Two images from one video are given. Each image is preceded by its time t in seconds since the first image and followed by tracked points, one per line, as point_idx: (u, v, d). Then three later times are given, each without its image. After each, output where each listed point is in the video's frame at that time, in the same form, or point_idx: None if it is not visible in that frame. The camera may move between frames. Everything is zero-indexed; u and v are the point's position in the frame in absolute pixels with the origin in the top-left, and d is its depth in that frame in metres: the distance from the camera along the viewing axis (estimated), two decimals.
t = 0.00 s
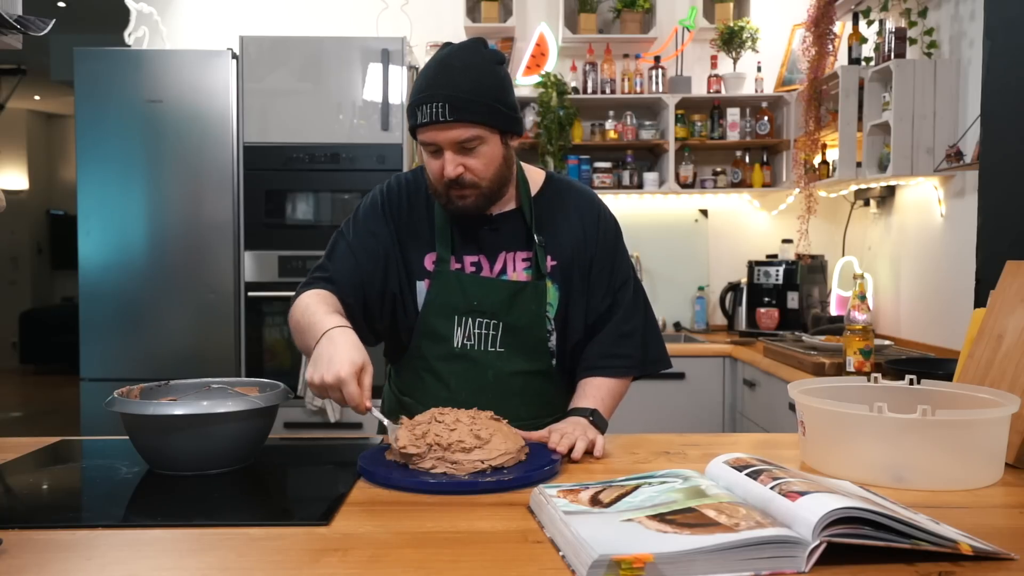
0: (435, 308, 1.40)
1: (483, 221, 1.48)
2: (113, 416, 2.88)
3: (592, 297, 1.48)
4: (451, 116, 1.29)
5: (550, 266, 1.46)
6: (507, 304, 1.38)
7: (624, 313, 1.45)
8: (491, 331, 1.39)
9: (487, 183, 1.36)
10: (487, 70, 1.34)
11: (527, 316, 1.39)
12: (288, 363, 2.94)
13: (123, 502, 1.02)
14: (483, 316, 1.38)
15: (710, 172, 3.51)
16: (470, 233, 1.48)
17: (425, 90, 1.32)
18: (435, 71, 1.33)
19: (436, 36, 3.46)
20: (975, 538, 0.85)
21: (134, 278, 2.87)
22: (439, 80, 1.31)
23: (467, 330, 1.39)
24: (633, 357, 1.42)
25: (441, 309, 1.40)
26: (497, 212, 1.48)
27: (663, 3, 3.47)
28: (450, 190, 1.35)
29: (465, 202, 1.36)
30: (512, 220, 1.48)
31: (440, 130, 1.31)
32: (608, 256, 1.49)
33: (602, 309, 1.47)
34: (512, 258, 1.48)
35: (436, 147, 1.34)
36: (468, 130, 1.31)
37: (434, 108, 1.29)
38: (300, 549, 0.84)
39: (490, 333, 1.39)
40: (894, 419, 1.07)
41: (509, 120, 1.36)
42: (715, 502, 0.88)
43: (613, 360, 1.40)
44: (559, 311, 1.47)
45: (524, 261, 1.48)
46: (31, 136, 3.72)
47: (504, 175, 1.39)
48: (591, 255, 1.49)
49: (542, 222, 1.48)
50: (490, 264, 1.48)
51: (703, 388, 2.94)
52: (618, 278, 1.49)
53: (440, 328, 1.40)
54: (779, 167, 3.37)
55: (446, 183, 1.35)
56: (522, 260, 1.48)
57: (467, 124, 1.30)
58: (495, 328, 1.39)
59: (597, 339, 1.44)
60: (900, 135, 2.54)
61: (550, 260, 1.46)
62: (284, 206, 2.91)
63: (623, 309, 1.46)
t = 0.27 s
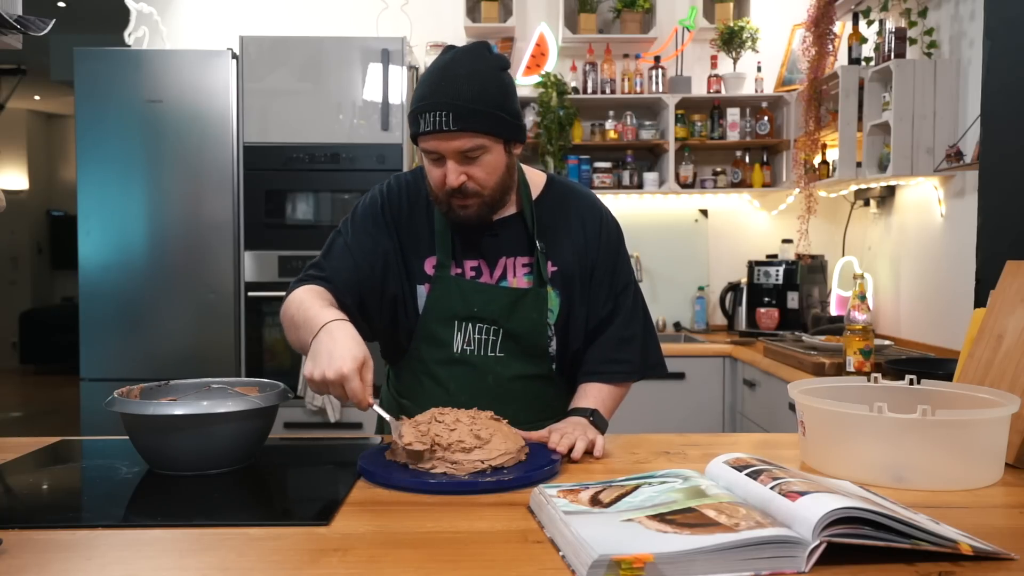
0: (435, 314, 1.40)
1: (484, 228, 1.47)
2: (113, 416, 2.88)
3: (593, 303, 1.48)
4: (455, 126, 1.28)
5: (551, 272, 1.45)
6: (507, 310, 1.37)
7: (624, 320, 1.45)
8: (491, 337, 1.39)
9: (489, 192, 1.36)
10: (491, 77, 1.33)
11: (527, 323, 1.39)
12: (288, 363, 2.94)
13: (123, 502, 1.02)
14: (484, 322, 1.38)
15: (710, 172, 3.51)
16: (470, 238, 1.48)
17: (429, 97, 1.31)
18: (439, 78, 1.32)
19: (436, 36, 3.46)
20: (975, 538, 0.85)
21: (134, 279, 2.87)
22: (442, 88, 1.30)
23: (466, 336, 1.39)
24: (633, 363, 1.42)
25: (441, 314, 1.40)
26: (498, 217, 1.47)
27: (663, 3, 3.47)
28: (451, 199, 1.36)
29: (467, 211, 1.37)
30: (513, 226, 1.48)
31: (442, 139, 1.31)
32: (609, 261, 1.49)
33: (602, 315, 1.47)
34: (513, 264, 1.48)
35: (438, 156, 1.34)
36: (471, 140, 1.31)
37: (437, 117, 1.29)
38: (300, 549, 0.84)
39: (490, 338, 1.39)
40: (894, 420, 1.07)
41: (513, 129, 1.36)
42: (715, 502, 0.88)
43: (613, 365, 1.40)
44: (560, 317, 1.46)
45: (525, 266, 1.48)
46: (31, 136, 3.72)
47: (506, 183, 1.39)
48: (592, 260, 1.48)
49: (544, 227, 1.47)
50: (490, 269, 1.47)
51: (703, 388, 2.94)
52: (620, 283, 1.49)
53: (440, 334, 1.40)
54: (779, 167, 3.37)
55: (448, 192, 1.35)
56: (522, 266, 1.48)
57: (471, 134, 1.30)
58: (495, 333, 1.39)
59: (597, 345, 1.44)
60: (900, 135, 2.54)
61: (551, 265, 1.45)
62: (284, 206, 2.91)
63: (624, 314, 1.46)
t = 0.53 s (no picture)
0: (436, 316, 1.40)
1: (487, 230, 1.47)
2: (113, 416, 2.88)
3: (594, 305, 1.48)
4: (458, 132, 1.28)
5: (552, 274, 1.45)
6: (507, 313, 1.38)
7: (624, 322, 1.45)
8: (491, 338, 1.39)
9: (492, 197, 1.36)
10: (494, 82, 1.33)
11: (528, 326, 1.39)
12: (288, 363, 2.94)
13: (124, 502, 1.02)
14: (484, 324, 1.39)
15: (710, 172, 3.51)
16: (471, 239, 1.48)
17: (432, 102, 1.31)
18: (442, 82, 1.32)
19: (436, 36, 3.46)
20: (975, 538, 0.85)
21: (134, 278, 2.87)
22: (446, 93, 1.30)
23: (467, 337, 1.39)
24: (633, 365, 1.42)
25: (441, 316, 1.40)
26: (500, 219, 1.47)
27: (663, 3, 3.47)
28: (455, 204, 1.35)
29: (470, 215, 1.37)
30: (514, 228, 1.48)
31: (446, 144, 1.31)
32: (610, 264, 1.48)
33: (603, 317, 1.47)
34: (513, 265, 1.47)
35: (441, 161, 1.33)
36: (474, 146, 1.30)
37: (441, 122, 1.28)
38: (300, 549, 0.84)
39: (490, 340, 1.39)
40: (894, 419, 1.07)
41: (516, 133, 1.36)
42: (715, 502, 0.88)
43: (613, 368, 1.40)
44: (560, 319, 1.46)
45: (526, 268, 1.48)
46: (31, 136, 3.72)
47: (508, 188, 1.39)
48: (593, 263, 1.48)
49: (545, 229, 1.47)
50: (491, 271, 1.47)
51: (703, 388, 2.95)
52: (620, 286, 1.48)
53: (440, 335, 1.40)
54: (779, 167, 3.37)
55: (452, 197, 1.34)
56: (523, 267, 1.48)
57: (475, 140, 1.30)
58: (495, 335, 1.39)
59: (597, 347, 1.44)
60: (900, 135, 2.54)
61: (551, 268, 1.45)
62: (284, 206, 2.91)
63: (624, 317, 1.46)
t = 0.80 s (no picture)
0: (436, 315, 1.40)
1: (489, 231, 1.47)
2: (113, 416, 2.88)
3: (595, 305, 1.48)
4: (462, 132, 1.28)
5: (553, 275, 1.45)
6: (508, 313, 1.38)
7: (625, 323, 1.45)
8: (492, 339, 1.39)
9: (496, 196, 1.36)
10: (498, 83, 1.33)
11: (528, 327, 1.39)
12: (288, 363, 2.94)
13: (124, 502, 1.02)
14: (485, 324, 1.39)
15: (710, 172, 3.51)
16: (472, 239, 1.48)
17: (436, 102, 1.31)
18: (446, 82, 1.31)
19: (436, 36, 3.46)
20: (975, 538, 0.85)
21: (134, 278, 2.87)
22: (450, 93, 1.30)
23: (468, 337, 1.39)
24: (633, 367, 1.42)
25: (442, 316, 1.40)
26: (503, 219, 1.47)
27: (663, 3, 3.48)
28: (459, 203, 1.35)
29: (473, 215, 1.37)
30: (516, 228, 1.47)
31: (450, 144, 1.31)
32: (612, 265, 1.48)
33: (604, 319, 1.47)
34: (515, 266, 1.47)
35: (445, 160, 1.33)
36: (478, 146, 1.30)
37: (445, 122, 1.28)
38: (300, 549, 0.84)
39: (491, 341, 1.39)
40: (895, 419, 1.07)
41: (520, 133, 1.35)
42: (715, 502, 0.88)
43: (613, 369, 1.41)
44: (560, 320, 1.46)
45: (527, 269, 1.48)
46: (31, 136, 3.73)
47: (512, 188, 1.39)
48: (595, 264, 1.48)
49: (547, 230, 1.47)
50: (492, 271, 1.47)
51: (703, 388, 2.95)
52: (622, 287, 1.48)
53: (441, 335, 1.40)
54: (779, 167, 3.37)
55: (455, 197, 1.34)
56: (525, 268, 1.48)
57: (478, 140, 1.30)
58: (496, 335, 1.39)
59: (598, 348, 1.44)
60: (900, 135, 2.54)
61: (553, 268, 1.45)
62: (284, 206, 2.91)
63: (625, 318, 1.46)
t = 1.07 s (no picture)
0: (438, 315, 1.40)
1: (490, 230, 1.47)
2: (113, 416, 2.88)
3: (596, 307, 1.48)
4: (460, 132, 1.28)
5: (554, 276, 1.45)
6: (509, 313, 1.38)
7: (626, 325, 1.45)
8: (493, 338, 1.39)
9: (495, 196, 1.36)
10: (499, 83, 1.33)
11: (530, 327, 1.39)
12: (288, 363, 2.94)
13: (124, 502, 1.02)
14: (486, 324, 1.39)
15: (710, 172, 3.51)
16: (474, 239, 1.48)
17: (435, 102, 1.31)
18: (447, 82, 1.32)
19: (436, 37, 3.46)
20: (975, 538, 0.85)
21: (134, 278, 2.87)
22: (449, 93, 1.30)
23: (468, 337, 1.40)
24: (634, 368, 1.42)
25: (443, 316, 1.40)
26: (504, 218, 1.47)
27: (663, 3, 3.48)
28: (457, 203, 1.36)
29: (472, 215, 1.37)
30: (518, 227, 1.47)
31: (448, 143, 1.31)
32: (614, 267, 1.48)
33: (605, 321, 1.47)
34: (515, 265, 1.47)
35: (444, 160, 1.34)
36: (476, 146, 1.30)
37: (443, 122, 1.29)
38: (300, 549, 0.84)
39: (491, 340, 1.39)
40: (895, 420, 1.07)
41: (520, 134, 1.35)
42: (715, 502, 0.88)
43: (614, 371, 1.41)
44: (561, 320, 1.46)
45: (528, 269, 1.48)
46: (31, 136, 3.72)
47: (512, 188, 1.39)
48: (597, 266, 1.48)
49: (549, 231, 1.47)
50: (493, 271, 1.47)
51: (703, 387, 2.95)
52: (624, 289, 1.48)
53: (442, 334, 1.40)
54: (779, 167, 3.37)
55: (454, 196, 1.35)
56: (526, 268, 1.48)
57: (477, 140, 1.30)
58: (496, 335, 1.39)
59: (598, 350, 1.44)
60: (900, 135, 2.54)
61: (554, 269, 1.46)
62: (284, 206, 2.91)
63: (626, 321, 1.45)
